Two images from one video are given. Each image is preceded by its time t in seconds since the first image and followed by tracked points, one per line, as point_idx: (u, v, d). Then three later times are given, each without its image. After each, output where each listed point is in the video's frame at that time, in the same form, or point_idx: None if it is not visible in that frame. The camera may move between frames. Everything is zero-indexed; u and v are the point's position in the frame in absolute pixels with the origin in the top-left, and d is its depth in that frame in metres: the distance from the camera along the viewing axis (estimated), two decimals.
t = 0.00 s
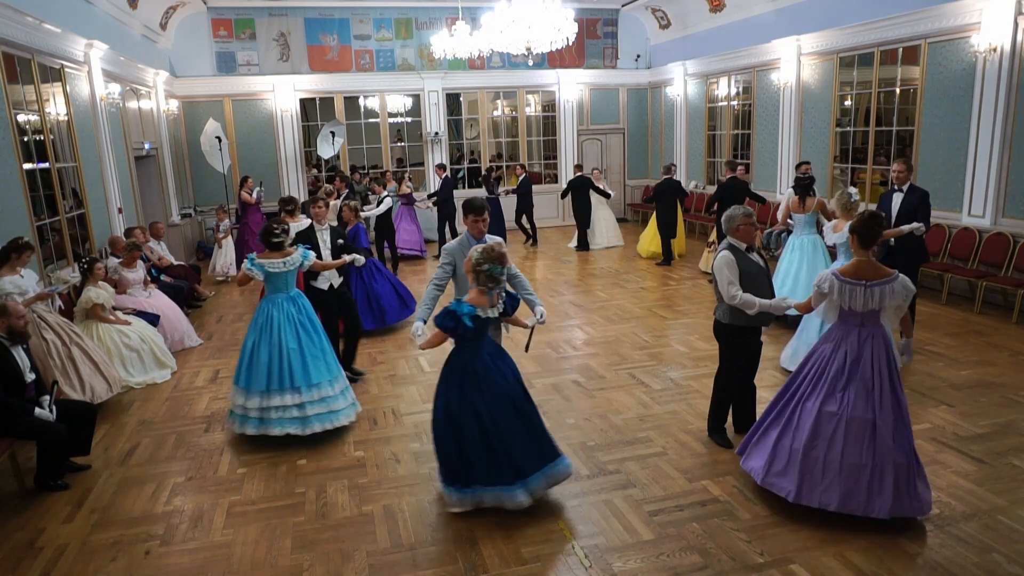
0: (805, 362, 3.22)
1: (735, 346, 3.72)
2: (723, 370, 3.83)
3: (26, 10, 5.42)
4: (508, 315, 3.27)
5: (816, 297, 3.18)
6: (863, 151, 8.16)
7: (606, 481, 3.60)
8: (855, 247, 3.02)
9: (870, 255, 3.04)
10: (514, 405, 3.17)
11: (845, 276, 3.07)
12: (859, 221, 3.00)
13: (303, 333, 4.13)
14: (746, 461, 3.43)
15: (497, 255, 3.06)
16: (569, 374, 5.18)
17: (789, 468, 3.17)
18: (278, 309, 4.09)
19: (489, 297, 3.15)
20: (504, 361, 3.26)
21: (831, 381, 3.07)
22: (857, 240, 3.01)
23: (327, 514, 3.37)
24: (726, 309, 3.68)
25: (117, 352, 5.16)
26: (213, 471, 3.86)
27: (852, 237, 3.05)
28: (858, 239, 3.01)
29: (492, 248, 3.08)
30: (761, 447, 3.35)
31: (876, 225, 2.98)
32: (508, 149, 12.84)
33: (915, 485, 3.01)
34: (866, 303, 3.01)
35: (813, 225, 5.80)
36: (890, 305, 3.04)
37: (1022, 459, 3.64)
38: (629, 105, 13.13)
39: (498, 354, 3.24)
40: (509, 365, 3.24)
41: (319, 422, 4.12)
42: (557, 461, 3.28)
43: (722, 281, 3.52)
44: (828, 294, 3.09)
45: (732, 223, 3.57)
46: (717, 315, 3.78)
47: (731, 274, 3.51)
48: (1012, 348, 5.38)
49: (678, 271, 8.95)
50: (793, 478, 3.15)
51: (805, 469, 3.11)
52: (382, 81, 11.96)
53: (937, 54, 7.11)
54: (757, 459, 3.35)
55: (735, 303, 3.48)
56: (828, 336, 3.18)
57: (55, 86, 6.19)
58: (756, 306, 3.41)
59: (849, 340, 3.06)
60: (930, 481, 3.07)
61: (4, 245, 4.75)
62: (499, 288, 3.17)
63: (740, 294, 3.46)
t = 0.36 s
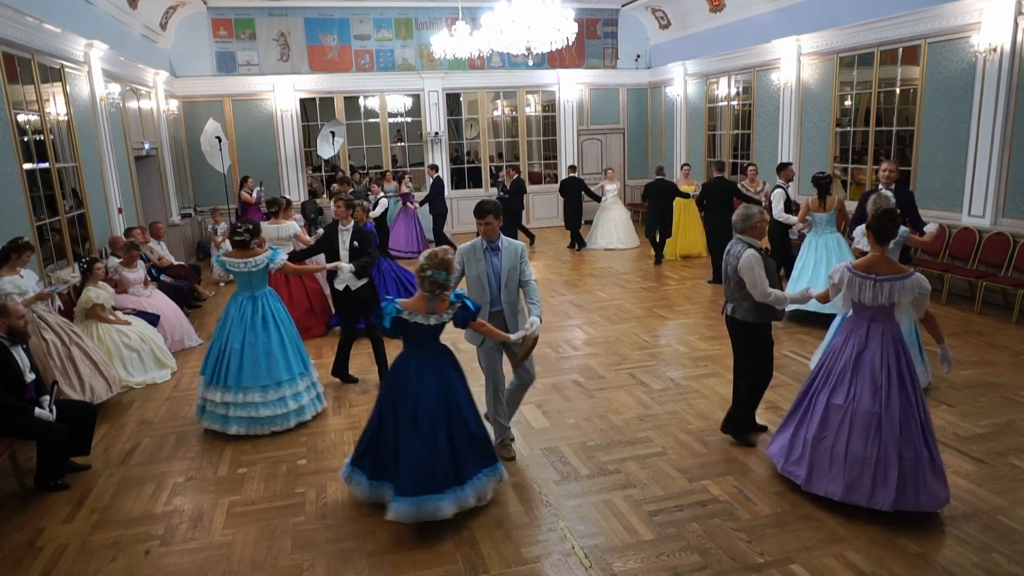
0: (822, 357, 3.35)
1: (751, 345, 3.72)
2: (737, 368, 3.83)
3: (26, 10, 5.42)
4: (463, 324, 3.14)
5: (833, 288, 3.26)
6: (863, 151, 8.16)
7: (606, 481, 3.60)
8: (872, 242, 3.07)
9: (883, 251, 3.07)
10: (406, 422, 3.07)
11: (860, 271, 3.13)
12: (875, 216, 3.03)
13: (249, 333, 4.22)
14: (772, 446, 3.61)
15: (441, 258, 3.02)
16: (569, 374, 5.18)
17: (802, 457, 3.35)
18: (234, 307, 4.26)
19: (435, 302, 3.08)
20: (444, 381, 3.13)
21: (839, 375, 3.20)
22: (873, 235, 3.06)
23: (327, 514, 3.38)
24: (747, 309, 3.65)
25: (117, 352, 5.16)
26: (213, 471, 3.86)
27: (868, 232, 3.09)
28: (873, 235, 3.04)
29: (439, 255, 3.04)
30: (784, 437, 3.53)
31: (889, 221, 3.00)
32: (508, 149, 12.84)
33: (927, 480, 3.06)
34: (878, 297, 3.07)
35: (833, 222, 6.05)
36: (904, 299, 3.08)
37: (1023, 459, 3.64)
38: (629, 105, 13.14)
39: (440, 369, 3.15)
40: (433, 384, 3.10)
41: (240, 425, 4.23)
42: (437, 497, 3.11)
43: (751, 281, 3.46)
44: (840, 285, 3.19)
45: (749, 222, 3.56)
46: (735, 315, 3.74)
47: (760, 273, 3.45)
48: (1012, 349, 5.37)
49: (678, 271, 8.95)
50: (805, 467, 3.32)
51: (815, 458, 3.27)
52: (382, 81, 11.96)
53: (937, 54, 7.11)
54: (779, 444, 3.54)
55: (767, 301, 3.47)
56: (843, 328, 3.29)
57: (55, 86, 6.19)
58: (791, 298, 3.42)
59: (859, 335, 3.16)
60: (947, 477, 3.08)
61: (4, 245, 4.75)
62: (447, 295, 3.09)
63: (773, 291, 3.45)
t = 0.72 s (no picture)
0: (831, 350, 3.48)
1: (761, 343, 3.72)
2: (743, 367, 3.85)
3: (26, 10, 5.42)
4: (416, 322, 3.21)
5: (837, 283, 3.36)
6: (863, 151, 8.16)
7: (606, 481, 3.60)
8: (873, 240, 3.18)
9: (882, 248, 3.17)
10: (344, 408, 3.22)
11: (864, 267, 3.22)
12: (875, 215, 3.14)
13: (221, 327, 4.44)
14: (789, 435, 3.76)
15: (390, 259, 3.09)
16: (569, 374, 5.18)
17: (811, 447, 3.48)
18: (218, 303, 4.51)
19: (386, 300, 3.15)
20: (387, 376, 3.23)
21: (844, 367, 3.32)
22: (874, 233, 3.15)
23: (327, 514, 3.37)
24: (762, 309, 3.66)
25: (117, 352, 5.15)
26: (213, 471, 3.86)
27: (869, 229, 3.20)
28: (876, 233, 3.16)
29: (393, 257, 3.10)
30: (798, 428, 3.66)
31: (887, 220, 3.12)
32: (508, 149, 12.83)
33: (932, 468, 3.15)
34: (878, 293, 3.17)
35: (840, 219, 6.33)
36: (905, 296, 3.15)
37: (1023, 459, 3.64)
38: (629, 105, 13.14)
39: (383, 369, 3.22)
40: (365, 375, 3.20)
41: (196, 414, 4.44)
42: (327, 479, 3.24)
43: (772, 282, 3.46)
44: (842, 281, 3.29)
45: (756, 222, 3.56)
46: (747, 317, 3.72)
47: (778, 274, 3.46)
48: (1012, 349, 5.37)
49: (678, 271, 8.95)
50: (814, 456, 3.45)
51: (823, 448, 3.40)
52: (382, 81, 11.96)
53: (937, 54, 7.11)
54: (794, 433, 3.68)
55: (788, 299, 3.50)
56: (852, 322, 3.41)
57: (55, 86, 6.18)
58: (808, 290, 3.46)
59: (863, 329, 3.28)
60: (953, 467, 3.15)
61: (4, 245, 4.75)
62: (399, 293, 3.15)
63: (794, 291, 3.48)
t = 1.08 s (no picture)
0: (842, 345, 3.54)
1: (762, 344, 3.72)
2: (743, 366, 3.86)
3: (26, 10, 5.42)
4: (384, 318, 3.33)
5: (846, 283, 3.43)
6: (863, 152, 8.16)
7: (607, 481, 3.60)
8: (886, 236, 3.27)
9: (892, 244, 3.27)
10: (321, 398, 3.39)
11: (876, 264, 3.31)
12: (889, 211, 3.23)
13: (219, 313, 4.69)
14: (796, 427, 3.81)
15: (363, 254, 3.22)
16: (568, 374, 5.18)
17: (829, 441, 3.54)
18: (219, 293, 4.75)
19: (357, 292, 3.30)
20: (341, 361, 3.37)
21: (860, 363, 3.39)
22: (888, 229, 3.25)
23: (327, 514, 3.37)
24: (765, 308, 3.65)
25: (117, 352, 5.15)
26: (213, 471, 3.86)
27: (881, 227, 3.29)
28: (888, 228, 3.24)
29: (369, 250, 3.24)
30: (808, 420, 3.71)
31: (902, 216, 3.20)
32: (508, 149, 12.83)
33: (948, 456, 3.26)
34: (895, 288, 3.26)
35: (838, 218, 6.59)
36: (918, 290, 3.28)
37: (1023, 459, 3.64)
38: (629, 105, 13.14)
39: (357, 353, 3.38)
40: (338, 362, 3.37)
41: (209, 399, 4.67)
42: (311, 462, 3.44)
43: (776, 280, 3.47)
44: (858, 280, 3.34)
45: (758, 223, 3.57)
46: (750, 317, 3.72)
47: (778, 273, 3.47)
48: (1012, 349, 5.37)
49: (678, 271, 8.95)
50: (833, 450, 3.52)
51: (843, 442, 3.47)
52: (382, 81, 11.96)
53: (937, 54, 7.11)
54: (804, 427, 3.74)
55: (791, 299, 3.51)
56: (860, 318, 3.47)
57: (55, 86, 6.18)
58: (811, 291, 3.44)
59: (876, 325, 3.35)
60: (966, 453, 3.28)
61: (4, 245, 4.75)
62: (370, 287, 3.29)
63: (797, 289, 3.47)
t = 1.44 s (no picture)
0: (864, 351, 3.47)
1: (761, 345, 3.72)
2: (743, 366, 3.86)
3: (26, 11, 5.42)
4: (354, 313, 3.52)
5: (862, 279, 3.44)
6: (863, 151, 8.16)
7: (606, 481, 3.60)
8: (902, 235, 3.30)
9: (910, 243, 3.32)
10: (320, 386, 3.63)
11: (895, 261, 3.35)
12: (908, 211, 3.25)
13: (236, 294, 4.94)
14: (813, 446, 3.65)
15: (346, 246, 3.53)
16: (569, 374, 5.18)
17: (868, 451, 3.44)
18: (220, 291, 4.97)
19: (343, 284, 3.58)
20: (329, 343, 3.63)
21: (896, 366, 3.35)
22: (905, 229, 3.28)
23: (327, 514, 3.37)
24: (766, 309, 3.65)
25: (117, 352, 5.16)
26: (213, 471, 3.86)
27: (896, 228, 3.32)
28: (905, 227, 3.26)
29: (350, 244, 3.53)
30: (830, 433, 3.59)
31: (924, 214, 3.22)
32: (508, 149, 12.83)
33: (969, 445, 3.41)
34: (913, 286, 3.31)
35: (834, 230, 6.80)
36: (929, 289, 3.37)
37: (1023, 459, 3.64)
38: (629, 105, 13.15)
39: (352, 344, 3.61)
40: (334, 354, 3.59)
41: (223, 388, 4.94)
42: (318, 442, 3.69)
43: (775, 282, 3.47)
44: (883, 280, 3.34)
45: (760, 223, 3.56)
46: (750, 317, 3.72)
47: (779, 274, 3.47)
48: (1012, 349, 5.37)
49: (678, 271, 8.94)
50: (874, 458, 3.43)
51: (886, 450, 3.38)
52: (382, 81, 11.96)
53: (937, 54, 7.11)
54: (826, 444, 3.60)
55: (794, 301, 3.52)
56: (874, 322, 3.46)
57: (55, 86, 6.18)
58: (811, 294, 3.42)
59: (902, 326, 3.36)
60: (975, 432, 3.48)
61: (4, 245, 4.75)
62: (355, 279, 3.57)
63: (796, 290, 3.46)
